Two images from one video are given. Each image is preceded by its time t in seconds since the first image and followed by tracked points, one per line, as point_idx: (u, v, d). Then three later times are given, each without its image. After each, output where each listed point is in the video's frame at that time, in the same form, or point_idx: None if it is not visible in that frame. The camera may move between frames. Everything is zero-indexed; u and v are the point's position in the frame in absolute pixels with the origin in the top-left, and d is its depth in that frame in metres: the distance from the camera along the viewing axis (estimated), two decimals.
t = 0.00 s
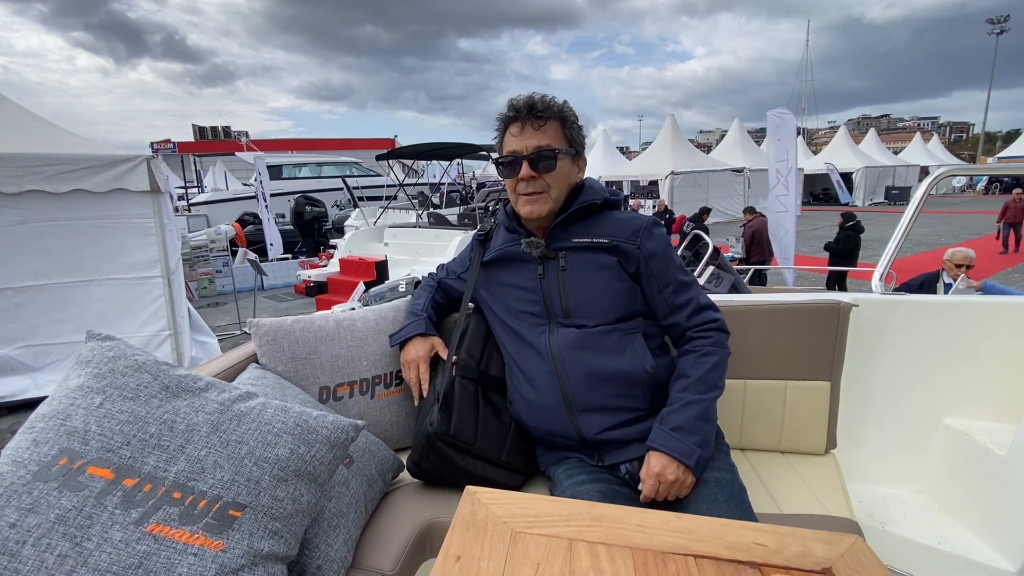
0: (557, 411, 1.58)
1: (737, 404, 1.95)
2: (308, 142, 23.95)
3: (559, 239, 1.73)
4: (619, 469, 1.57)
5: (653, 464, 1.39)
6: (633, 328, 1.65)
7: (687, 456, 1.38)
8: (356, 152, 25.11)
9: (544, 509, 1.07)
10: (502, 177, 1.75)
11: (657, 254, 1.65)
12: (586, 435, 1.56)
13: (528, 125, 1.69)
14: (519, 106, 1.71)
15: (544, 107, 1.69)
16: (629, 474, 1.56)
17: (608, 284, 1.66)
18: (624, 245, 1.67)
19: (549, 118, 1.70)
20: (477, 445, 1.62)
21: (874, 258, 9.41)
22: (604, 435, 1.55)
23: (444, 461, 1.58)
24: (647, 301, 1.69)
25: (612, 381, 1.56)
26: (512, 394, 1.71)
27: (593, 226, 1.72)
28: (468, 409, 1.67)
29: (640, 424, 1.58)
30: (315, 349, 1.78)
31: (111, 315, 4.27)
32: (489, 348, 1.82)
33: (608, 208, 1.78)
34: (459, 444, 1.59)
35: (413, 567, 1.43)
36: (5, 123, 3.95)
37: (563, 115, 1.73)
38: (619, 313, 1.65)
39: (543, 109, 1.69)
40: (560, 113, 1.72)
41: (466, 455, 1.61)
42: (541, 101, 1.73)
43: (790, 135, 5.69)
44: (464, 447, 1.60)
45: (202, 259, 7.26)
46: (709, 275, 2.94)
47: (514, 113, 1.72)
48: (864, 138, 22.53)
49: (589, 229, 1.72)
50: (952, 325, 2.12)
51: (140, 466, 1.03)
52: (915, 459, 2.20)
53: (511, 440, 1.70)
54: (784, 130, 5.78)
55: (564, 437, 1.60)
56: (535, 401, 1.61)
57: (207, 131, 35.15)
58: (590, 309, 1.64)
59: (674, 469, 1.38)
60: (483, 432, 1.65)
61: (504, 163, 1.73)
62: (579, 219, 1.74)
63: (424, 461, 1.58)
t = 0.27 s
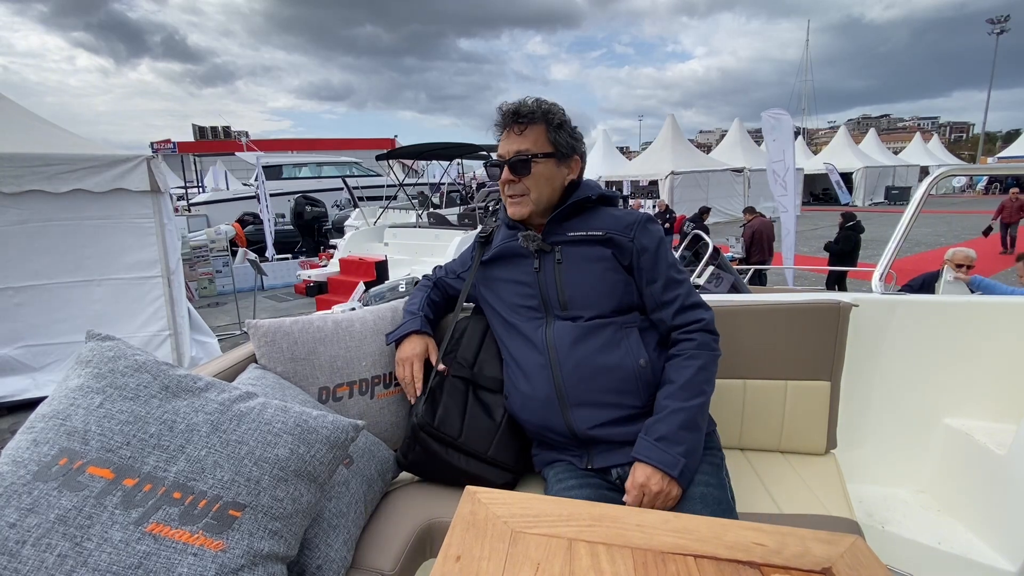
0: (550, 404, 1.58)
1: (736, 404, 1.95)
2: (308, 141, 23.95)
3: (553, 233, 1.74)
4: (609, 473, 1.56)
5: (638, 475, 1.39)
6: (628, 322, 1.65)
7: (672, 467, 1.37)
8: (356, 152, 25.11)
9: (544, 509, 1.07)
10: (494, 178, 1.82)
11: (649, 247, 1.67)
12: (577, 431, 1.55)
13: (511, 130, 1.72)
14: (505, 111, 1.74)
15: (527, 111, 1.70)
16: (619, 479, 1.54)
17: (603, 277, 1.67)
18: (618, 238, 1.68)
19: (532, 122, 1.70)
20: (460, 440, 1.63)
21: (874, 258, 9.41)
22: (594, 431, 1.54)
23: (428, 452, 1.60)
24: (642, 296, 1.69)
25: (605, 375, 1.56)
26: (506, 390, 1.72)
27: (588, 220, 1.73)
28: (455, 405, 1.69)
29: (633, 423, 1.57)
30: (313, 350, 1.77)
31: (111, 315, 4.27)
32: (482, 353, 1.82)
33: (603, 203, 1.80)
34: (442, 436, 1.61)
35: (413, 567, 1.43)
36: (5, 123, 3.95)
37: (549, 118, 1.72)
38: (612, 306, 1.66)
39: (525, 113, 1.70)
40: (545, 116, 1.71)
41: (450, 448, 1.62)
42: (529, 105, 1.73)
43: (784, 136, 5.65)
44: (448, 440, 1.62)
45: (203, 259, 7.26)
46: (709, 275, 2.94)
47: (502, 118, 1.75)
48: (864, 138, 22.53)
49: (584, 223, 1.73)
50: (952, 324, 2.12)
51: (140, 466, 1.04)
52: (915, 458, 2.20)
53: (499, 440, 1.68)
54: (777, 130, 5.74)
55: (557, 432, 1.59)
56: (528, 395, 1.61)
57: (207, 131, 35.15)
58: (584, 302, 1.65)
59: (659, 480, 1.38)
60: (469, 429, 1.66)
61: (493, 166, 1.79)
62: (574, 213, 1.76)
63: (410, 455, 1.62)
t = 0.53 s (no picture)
0: (548, 401, 1.58)
1: (736, 402, 1.95)
2: (308, 141, 23.96)
3: (554, 233, 1.74)
4: (606, 476, 1.54)
5: (637, 456, 1.38)
6: (629, 320, 1.65)
7: (672, 453, 1.37)
8: (357, 152, 25.13)
9: (544, 509, 1.07)
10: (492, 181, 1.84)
11: (650, 245, 1.67)
12: (575, 427, 1.55)
13: (506, 134, 1.73)
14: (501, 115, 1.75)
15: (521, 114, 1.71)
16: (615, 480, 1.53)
17: (603, 274, 1.67)
18: (619, 236, 1.68)
19: (525, 125, 1.71)
20: (458, 438, 1.64)
21: (874, 258, 9.41)
22: (592, 428, 1.54)
23: (427, 449, 1.60)
24: (642, 294, 1.70)
25: (605, 372, 1.56)
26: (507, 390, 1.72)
27: (589, 219, 1.73)
28: (454, 403, 1.70)
29: (633, 420, 1.57)
30: (313, 350, 1.77)
31: (111, 315, 4.27)
32: (481, 355, 1.82)
33: (604, 204, 1.80)
34: (440, 434, 1.61)
35: (412, 567, 1.42)
36: (5, 123, 3.95)
37: (543, 120, 1.72)
38: (612, 304, 1.66)
39: (519, 116, 1.71)
40: (538, 119, 1.71)
41: (449, 446, 1.62)
42: (524, 108, 1.74)
43: (784, 135, 5.67)
44: (446, 438, 1.62)
45: (203, 259, 7.26)
46: (709, 275, 2.94)
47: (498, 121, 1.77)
48: (864, 138, 22.53)
49: (585, 222, 1.73)
50: (952, 325, 2.12)
51: (140, 466, 1.03)
52: (915, 459, 2.20)
53: (497, 439, 1.68)
54: (778, 130, 5.76)
55: (555, 429, 1.59)
56: (528, 392, 1.61)
57: (207, 131, 35.18)
58: (585, 300, 1.65)
59: (658, 464, 1.37)
60: (467, 427, 1.66)
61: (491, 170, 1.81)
62: (575, 211, 1.76)
63: (409, 452, 1.62)
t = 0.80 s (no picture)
0: (550, 405, 1.58)
1: (737, 401, 1.95)
2: (308, 141, 23.97)
3: (559, 237, 1.74)
4: (606, 477, 1.55)
5: (649, 464, 1.37)
6: (632, 325, 1.65)
7: (685, 458, 1.37)
8: (357, 152, 25.14)
9: (544, 509, 1.07)
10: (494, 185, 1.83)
11: (654, 251, 1.67)
12: (576, 431, 1.55)
13: (511, 136, 1.74)
14: (506, 118, 1.76)
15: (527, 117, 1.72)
16: (615, 481, 1.53)
17: (606, 279, 1.67)
18: (622, 242, 1.68)
19: (530, 128, 1.72)
20: (457, 440, 1.64)
21: (874, 258, 9.40)
22: (594, 432, 1.54)
23: (426, 452, 1.60)
24: (646, 300, 1.70)
25: (607, 376, 1.56)
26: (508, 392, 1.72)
27: (593, 224, 1.73)
28: (453, 405, 1.70)
29: (636, 426, 1.57)
30: (313, 350, 1.77)
31: (111, 315, 4.27)
32: (481, 356, 1.82)
33: (608, 208, 1.80)
34: (440, 436, 1.61)
35: (412, 567, 1.42)
36: (5, 123, 3.95)
37: (547, 124, 1.73)
38: (614, 309, 1.66)
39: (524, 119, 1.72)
40: (543, 122, 1.72)
41: (449, 448, 1.62)
42: (529, 112, 1.75)
43: (784, 135, 5.66)
44: (446, 440, 1.62)
45: (202, 259, 7.26)
46: (709, 275, 2.93)
47: (503, 124, 1.77)
48: (864, 138, 22.54)
49: (590, 226, 1.73)
50: (953, 326, 2.12)
51: (140, 466, 1.04)
52: (915, 458, 2.20)
53: (497, 440, 1.68)
54: (778, 130, 5.76)
55: (556, 433, 1.59)
56: (530, 396, 1.61)
57: (207, 131, 35.19)
58: (587, 304, 1.65)
59: (670, 470, 1.36)
60: (466, 429, 1.66)
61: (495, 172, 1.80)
62: (578, 216, 1.76)
63: (409, 454, 1.62)
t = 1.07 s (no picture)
0: (557, 408, 1.58)
1: (737, 401, 1.95)
2: (308, 141, 23.97)
3: (562, 239, 1.74)
4: (614, 473, 1.55)
5: (654, 464, 1.38)
6: (635, 326, 1.66)
7: (689, 456, 1.37)
8: (356, 152, 25.14)
9: (544, 509, 1.07)
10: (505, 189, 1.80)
11: (655, 252, 1.68)
12: (584, 433, 1.56)
13: (530, 135, 1.73)
14: (519, 118, 1.74)
15: (544, 118, 1.74)
16: (623, 477, 1.54)
17: (609, 281, 1.67)
18: (624, 243, 1.69)
19: (548, 128, 1.74)
20: (457, 441, 1.64)
21: (873, 258, 9.40)
22: (601, 434, 1.54)
23: (426, 454, 1.61)
24: (648, 301, 1.70)
25: (611, 377, 1.57)
26: (511, 394, 1.73)
27: (595, 225, 1.74)
28: (453, 406, 1.70)
29: (640, 425, 1.57)
30: (313, 350, 1.77)
31: (111, 315, 4.27)
32: (481, 356, 1.82)
33: (609, 209, 1.81)
34: (440, 437, 1.62)
35: (413, 567, 1.43)
36: (5, 123, 3.95)
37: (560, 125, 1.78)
38: (618, 311, 1.66)
39: (543, 119, 1.74)
40: (557, 123, 1.77)
41: (449, 450, 1.63)
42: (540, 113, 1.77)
43: (784, 134, 5.66)
44: (446, 441, 1.62)
45: (202, 259, 7.26)
46: (709, 275, 2.94)
47: (514, 124, 1.74)
48: (864, 138, 22.54)
49: (592, 228, 1.74)
50: (953, 326, 2.12)
51: (140, 466, 1.04)
52: (915, 458, 2.20)
53: (497, 441, 1.68)
54: (778, 130, 5.76)
55: (562, 435, 1.60)
56: (535, 399, 1.62)
57: (207, 131, 35.20)
58: (590, 306, 1.65)
59: (675, 469, 1.36)
60: (466, 430, 1.67)
61: (509, 171, 1.75)
62: (580, 217, 1.77)
63: (409, 455, 1.63)
